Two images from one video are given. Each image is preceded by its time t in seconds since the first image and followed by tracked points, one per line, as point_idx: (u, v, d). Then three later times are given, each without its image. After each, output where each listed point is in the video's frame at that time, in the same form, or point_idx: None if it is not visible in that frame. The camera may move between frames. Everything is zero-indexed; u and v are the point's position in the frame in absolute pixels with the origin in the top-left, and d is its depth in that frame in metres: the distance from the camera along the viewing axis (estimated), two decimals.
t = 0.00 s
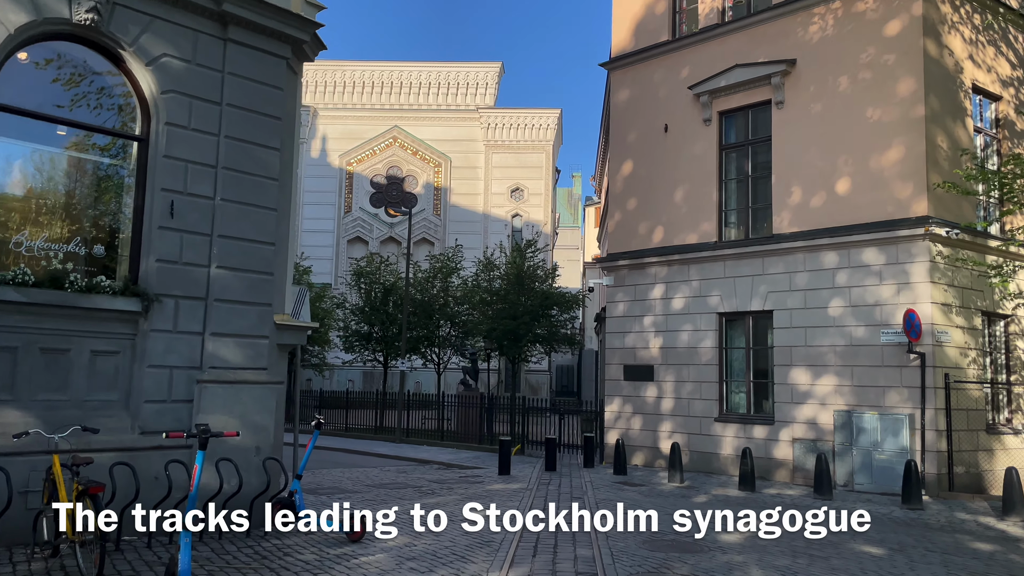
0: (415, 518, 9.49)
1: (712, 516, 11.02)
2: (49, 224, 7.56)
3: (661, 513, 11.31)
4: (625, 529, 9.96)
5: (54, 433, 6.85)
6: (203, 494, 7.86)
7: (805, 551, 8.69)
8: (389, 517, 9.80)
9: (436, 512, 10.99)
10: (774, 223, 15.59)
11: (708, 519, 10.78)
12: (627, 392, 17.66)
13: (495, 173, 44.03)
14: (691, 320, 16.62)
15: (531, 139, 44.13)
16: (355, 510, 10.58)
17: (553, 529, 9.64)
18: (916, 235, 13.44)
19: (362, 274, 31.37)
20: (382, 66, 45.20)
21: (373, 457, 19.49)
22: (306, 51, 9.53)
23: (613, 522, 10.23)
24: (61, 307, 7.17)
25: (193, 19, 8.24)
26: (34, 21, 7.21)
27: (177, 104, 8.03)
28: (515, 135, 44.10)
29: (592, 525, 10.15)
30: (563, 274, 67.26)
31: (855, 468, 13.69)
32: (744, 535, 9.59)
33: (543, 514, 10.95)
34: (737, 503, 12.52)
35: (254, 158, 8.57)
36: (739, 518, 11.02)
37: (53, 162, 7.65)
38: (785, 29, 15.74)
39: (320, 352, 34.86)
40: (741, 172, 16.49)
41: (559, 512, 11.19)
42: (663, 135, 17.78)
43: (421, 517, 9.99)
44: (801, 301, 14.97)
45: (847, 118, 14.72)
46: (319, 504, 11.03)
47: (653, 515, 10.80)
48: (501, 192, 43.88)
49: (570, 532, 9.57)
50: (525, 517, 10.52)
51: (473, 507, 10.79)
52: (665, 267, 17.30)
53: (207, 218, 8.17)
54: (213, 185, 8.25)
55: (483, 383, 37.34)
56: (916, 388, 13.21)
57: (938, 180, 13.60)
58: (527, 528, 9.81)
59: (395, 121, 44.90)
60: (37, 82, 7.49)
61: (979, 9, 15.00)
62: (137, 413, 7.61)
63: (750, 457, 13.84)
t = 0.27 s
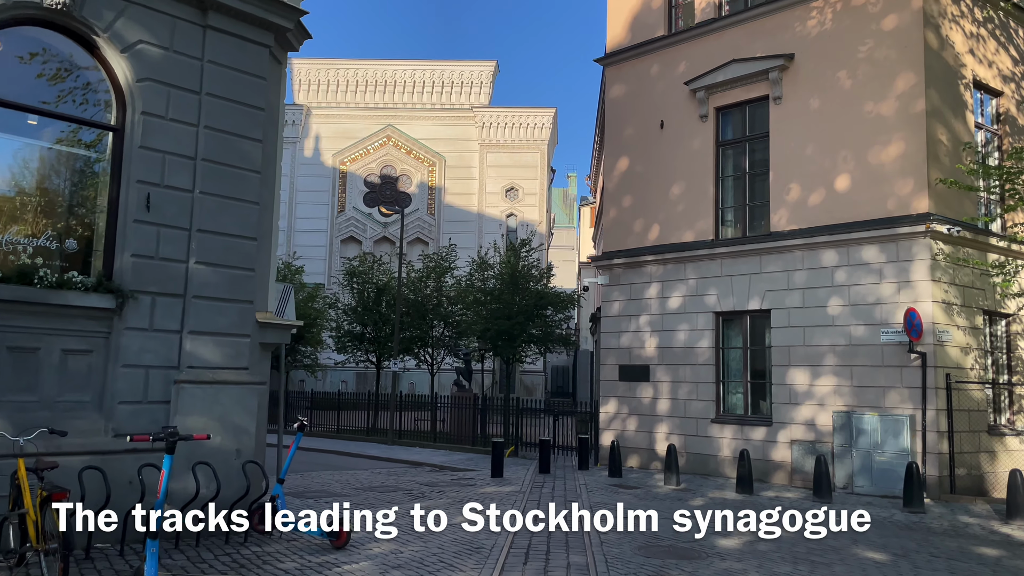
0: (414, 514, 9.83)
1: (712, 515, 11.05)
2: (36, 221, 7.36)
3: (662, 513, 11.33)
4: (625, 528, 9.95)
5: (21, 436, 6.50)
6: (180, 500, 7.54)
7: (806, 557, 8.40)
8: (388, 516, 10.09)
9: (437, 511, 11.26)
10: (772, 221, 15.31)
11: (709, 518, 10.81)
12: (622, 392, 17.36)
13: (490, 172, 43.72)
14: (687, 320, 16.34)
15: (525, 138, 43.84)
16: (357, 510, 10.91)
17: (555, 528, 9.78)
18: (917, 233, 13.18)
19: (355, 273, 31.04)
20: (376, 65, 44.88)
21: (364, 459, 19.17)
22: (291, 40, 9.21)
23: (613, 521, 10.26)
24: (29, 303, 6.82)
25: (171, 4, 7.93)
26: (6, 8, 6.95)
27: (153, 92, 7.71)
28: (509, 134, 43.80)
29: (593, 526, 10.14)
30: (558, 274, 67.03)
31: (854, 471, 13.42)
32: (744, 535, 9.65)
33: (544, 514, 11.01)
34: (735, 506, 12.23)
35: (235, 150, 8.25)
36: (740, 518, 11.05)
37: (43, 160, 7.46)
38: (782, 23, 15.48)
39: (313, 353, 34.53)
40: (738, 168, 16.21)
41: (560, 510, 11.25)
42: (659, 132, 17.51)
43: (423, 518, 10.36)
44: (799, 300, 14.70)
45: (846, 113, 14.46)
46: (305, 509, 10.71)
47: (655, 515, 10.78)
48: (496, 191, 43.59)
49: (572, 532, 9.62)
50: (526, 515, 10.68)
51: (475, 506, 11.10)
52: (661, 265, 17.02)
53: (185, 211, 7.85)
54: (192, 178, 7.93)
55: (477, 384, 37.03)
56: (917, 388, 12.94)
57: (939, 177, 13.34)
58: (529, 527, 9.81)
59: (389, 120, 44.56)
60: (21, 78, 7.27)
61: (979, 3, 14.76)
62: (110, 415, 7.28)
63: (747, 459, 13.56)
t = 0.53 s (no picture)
0: (416, 514, 10.39)
1: (712, 515, 11.16)
2: (28, 220, 7.18)
3: (662, 513, 11.49)
4: (627, 529, 10.06)
5: None
6: (161, 507, 7.26)
7: (810, 565, 8.14)
8: (389, 518, 10.63)
9: (438, 511, 11.49)
10: (773, 220, 15.05)
11: (710, 519, 10.95)
12: (621, 394, 17.10)
13: (487, 172, 43.46)
14: (687, 320, 16.08)
15: (523, 138, 43.56)
16: (357, 512, 11.44)
17: (554, 528, 10.00)
18: (921, 231, 12.92)
19: (350, 273, 30.76)
20: (373, 64, 44.59)
21: (359, 462, 18.89)
22: (279, 32, 8.94)
23: (614, 522, 10.34)
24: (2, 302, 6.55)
25: None
26: None
27: (134, 84, 7.44)
28: (507, 134, 43.52)
29: (593, 526, 10.31)
30: (557, 275, 66.83)
31: (857, 474, 13.17)
32: (742, 535, 9.87)
33: (543, 514, 11.19)
34: (736, 511, 11.96)
35: (220, 145, 7.99)
36: (740, 518, 11.23)
37: (37, 160, 7.29)
38: (783, 19, 15.22)
39: (308, 354, 34.27)
40: (738, 167, 15.96)
41: (560, 510, 11.48)
42: (658, 130, 17.26)
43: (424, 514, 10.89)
44: (800, 300, 14.44)
45: (849, 110, 14.21)
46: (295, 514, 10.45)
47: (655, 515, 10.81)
48: (493, 191, 43.32)
49: (570, 532, 9.78)
50: (525, 515, 10.93)
51: (473, 506, 11.43)
52: (660, 265, 16.76)
53: (168, 208, 7.58)
54: (175, 173, 7.67)
55: (474, 386, 36.79)
56: (922, 390, 12.68)
57: (944, 174, 13.09)
58: (530, 528, 10.02)
59: (386, 120, 44.29)
60: (11, 75, 7.13)
61: None
62: (89, 419, 7.01)
63: (748, 462, 13.29)
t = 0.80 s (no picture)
0: (418, 511, 10.69)
1: (711, 515, 11.12)
2: (21, 216, 6.93)
3: (661, 513, 11.38)
4: (624, 528, 10.02)
5: None
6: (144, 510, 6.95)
7: (820, 571, 7.84)
8: (390, 516, 10.80)
9: (438, 511, 11.34)
10: (778, 215, 14.74)
11: (708, 518, 10.89)
12: (622, 394, 16.79)
13: (487, 171, 43.15)
14: (690, 318, 15.77)
15: (524, 137, 43.26)
16: (357, 510, 11.62)
17: (556, 528, 9.78)
18: (930, 226, 12.60)
19: (348, 272, 30.46)
20: (372, 62, 44.31)
21: (357, 463, 18.59)
22: (270, 17, 8.61)
23: (613, 521, 10.32)
24: None
25: None
26: None
27: (117, 69, 7.12)
28: (507, 132, 43.20)
29: (593, 526, 10.17)
30: (557, 275, 66.58)
31: (865, 475, 12.86)
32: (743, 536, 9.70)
33: (543, 514, 10.99)
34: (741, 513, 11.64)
35: (206, 133, 7.67)
36: (739, 518, 11.07)
37: (33, 156, 7.04)
38: (788, 10, 14.90)
39: (307, 354, 33.99)
40: (742, 161, 15.66)
41: (559, 510, 11.30)
42: (660, 124, 16.96)
43: (422, 510, 11.07)
44: (806, 297, 14.13)
45: (856, 103, 13.89)
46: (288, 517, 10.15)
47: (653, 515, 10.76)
48: (493, 190, 43.01)
49: (569, 532, 9.57)
50: (524, 516, 10.65)
51: (473, 505, 11.39)
52: (662, 262, 16.45)
53: (151, 198, 7.27)
54: (160, 162, 7.36)
55: (474, 386, 36.53)
56: (931, 389, 12.37)
57: (953, 168, 12.77)
58: (530, 527, 9.85)
59: (385, 118, 44.02)
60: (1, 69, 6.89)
61: None
62: (67, 417, 6.70)
63: (753, 463, 12.97)
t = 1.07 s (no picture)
0: (415, 512, 10.98)
1: (711, 515, 11.25)
2: (10, 217, 6.57)
3: (662, 514, 11.55)
4: (623, 529, 10.18)
5: None
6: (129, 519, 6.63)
7: None
8: (388, 517, 11.02)
9: (437, 510, 11.56)
10: (787, 212, 14.41)
11: (708, 519, 11.05)
12: (628, 395, 16.46)
13: (490, 170, 42.82)
14: (697, 318, 15.44)
15: (527, 136, 42.91)
16: (355, 510, 11.77)
17: (554, 529, 9.93)
18: (944, 224, 12.25)
19: (350, 273, 30.16)
20: (374, 61, 44.04)
21: (357, 466, 18.28)
22: (262, 6, 8.31)
23: (613, 522, 10.56)
24: None
25: None
26: None
27: (101, 57, 6.81)
28: (510, 132, 42.87)
29: (593, 527, 10.28)
30: (561, 276, 66.27)
31: (878, 479, 12.51)
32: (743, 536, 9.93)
33: (543, 514, 11.12)
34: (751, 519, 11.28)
35: (195, 124, 7.36)
36: (738, 519, 11.18)
37: (29, 156, 6.69)
38: (797, 3, 14.57)
39: (308, 356, 33.70)
40: (750, 158, 15.32)
41: (558, 510, 11.49)
42: (665, 120, 16.64)
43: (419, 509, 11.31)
44: (816, 296, 13.79)
45: (867, 97, 13.54)
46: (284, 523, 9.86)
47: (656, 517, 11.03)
48: (496, 190, 42.67)
49: (572, 531, 9.70)
50: (522, 516, 10.84)
51: (474, 506, 11.36)
52: (668, 261, 16.12)
53: (138, 192, 6.97)
54: (146, 154, 7.05)
55: (477, 387, 36.20)
56: (946, 391, 12.01)
57: (968, 163, 12.42)
58: (528, 529, 9.91)
59: (387, 118, 43.74)
60: None
61: None
62: (48, 422, 6.40)
63: (763, 466, 12.63)
